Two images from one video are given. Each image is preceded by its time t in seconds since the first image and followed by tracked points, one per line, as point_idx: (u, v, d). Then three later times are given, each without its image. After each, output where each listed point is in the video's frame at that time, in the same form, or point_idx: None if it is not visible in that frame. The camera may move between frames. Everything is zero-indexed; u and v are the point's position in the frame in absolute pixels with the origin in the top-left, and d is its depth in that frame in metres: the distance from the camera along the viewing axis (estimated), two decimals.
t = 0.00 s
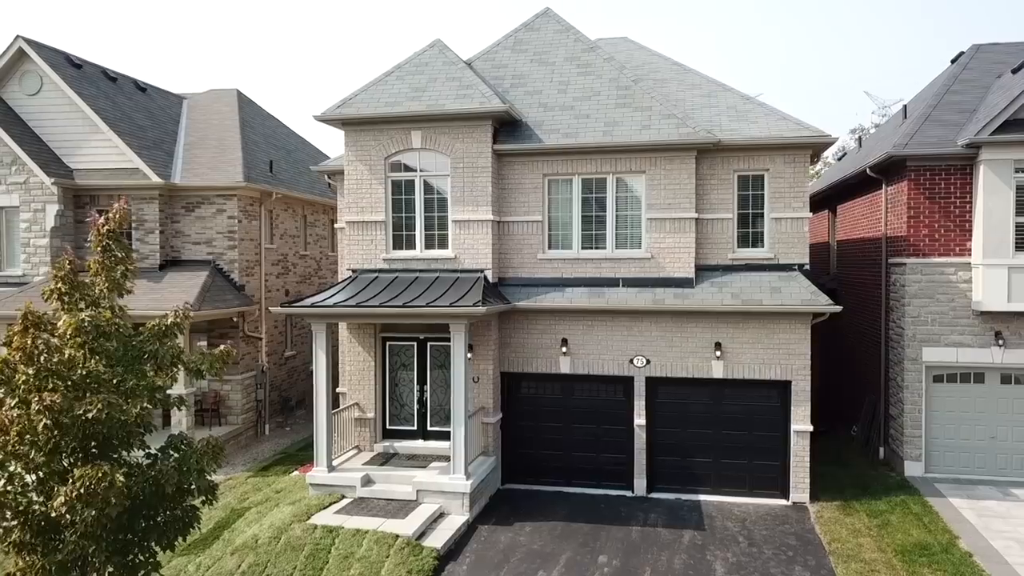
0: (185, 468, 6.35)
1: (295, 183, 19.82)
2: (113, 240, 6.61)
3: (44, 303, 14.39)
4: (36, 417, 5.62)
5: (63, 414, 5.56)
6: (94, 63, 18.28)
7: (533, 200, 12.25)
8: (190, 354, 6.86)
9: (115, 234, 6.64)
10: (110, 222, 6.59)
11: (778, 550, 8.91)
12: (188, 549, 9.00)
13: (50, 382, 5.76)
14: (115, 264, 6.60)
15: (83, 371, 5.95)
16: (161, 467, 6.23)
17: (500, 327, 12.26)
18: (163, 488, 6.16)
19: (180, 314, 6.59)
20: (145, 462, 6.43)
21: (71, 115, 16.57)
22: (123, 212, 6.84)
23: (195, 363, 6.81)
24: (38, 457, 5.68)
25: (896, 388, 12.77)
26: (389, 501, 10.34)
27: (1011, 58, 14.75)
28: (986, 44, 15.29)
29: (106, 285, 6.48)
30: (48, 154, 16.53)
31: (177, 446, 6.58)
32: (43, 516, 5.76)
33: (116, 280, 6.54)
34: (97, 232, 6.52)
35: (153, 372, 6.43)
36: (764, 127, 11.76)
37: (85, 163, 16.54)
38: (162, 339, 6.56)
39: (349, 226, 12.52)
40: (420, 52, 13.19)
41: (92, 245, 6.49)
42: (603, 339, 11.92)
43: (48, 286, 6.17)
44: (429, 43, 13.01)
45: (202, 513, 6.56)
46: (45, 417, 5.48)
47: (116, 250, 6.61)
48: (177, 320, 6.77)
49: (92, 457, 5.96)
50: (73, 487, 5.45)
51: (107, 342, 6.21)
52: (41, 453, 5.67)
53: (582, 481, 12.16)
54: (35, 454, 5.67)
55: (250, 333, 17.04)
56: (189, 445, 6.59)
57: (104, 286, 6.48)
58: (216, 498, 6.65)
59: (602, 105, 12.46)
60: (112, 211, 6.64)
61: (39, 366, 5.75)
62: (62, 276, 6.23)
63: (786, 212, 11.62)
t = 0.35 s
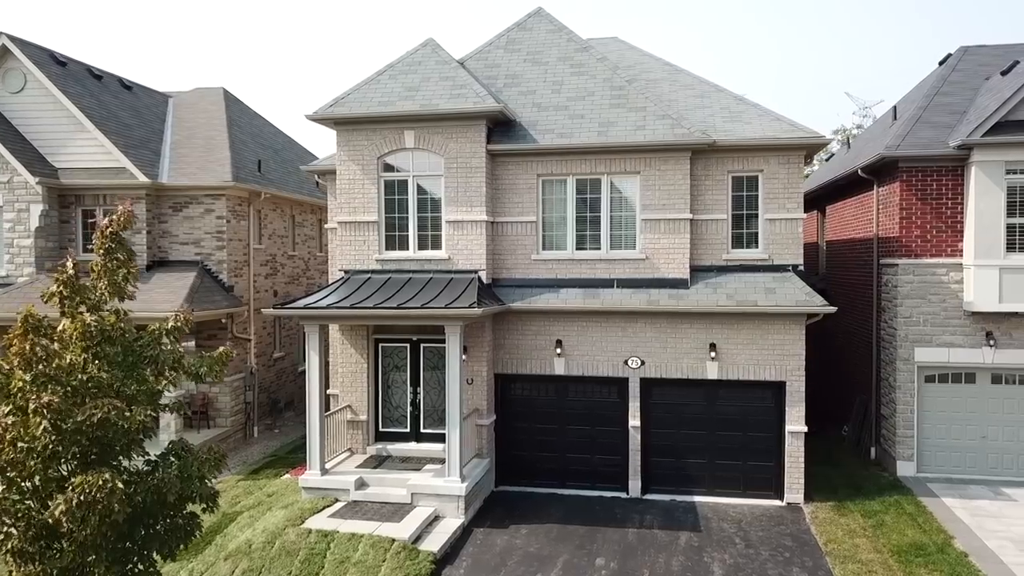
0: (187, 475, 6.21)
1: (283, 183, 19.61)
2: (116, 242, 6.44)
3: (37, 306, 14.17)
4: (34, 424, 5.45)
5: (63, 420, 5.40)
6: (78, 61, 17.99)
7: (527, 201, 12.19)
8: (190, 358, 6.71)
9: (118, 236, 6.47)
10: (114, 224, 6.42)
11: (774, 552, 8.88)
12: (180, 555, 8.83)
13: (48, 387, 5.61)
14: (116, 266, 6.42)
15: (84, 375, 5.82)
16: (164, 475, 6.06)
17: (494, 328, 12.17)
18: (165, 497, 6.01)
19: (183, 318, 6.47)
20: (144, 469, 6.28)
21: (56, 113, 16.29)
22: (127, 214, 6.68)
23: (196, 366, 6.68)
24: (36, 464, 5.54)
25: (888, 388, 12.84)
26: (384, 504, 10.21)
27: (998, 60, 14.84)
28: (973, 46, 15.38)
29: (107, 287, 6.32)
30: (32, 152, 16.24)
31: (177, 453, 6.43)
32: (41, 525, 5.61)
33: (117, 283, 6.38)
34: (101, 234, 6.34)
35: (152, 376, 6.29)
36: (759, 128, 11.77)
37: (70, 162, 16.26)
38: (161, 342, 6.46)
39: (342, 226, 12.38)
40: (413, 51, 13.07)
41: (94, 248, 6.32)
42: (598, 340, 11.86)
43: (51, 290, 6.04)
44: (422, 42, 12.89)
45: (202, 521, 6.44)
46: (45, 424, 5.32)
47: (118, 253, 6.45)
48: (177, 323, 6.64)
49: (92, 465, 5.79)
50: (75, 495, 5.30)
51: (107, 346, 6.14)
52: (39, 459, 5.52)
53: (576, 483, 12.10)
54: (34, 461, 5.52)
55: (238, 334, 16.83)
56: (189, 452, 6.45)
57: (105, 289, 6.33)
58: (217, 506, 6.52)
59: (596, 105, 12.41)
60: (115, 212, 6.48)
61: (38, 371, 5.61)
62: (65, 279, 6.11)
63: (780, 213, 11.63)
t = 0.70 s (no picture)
0: (189, 480, 6.09)
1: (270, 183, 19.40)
2: (116, 243, 6.29)
3: (39, 307, 14.05)
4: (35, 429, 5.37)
5: (65, 425, 5.30)
6: (61, 58, 17.69)
7: (520, 201, 12.14)
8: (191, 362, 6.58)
9: (119, 237, 6.32)
10: (115, 224, 6.27)
11: (769, 552, 8.89)
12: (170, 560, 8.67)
13: (51, 391, 5.55)
14: (116, 268, 6.28)
15: (86, 379, 5.77)
16: (166, 480, 5.95)
17: (486, 329, 12.11)
18: (168, 502, 5.90)
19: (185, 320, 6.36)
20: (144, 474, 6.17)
21: (39, 111, 16.00)
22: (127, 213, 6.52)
23: (196, 370, 6.54)
24: (36, 470, 5.41)
25: (877, 388, 12.93)
26: (377, 506, 10.11)
27: (983, 62, 14.98)
28: (959, 49, 15.50)
29: (107, 290, 6.19)
30: (14, 151, 15.94)
31: (177, 458, 6.29)
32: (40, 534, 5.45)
33: (118, 285, 6.24)
34: (102, 235, 6.18)
35: (154, 379, 6.20)
36: (750, 129, 11.80)
37: (53, 161, 15.98)
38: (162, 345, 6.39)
39: (332, 226, 12.26)
40: (404, 50, 12.97)
41: (95, 249, 6.17)
42: (590, 340, 11.83)
43: (51, 291, 5.92)
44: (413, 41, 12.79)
45: (203, 526, 6.31)
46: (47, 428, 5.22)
47: (118, 254, 6.30)
48: (179, 326, 6.52)
49: (94, 471, 5.69)
50: (77, 501, 5.20)
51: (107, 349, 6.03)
52: (39, 466, 5.38)
53: (569, 483, 12.06)
54: (33, 468, 5.39)
55: (225, 335, 16.62)
56: (190, 457, 6.32)
57: (104, 291, 6.20)
58: (217, 510, 6.41)
59: (588, 105, 12.39)
60: (117, 213, 6.34)
61: (39, 375, 5.55)
62: (65, 281, 5.99)
63: (772, 214, 11.67)
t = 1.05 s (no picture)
0: (191, 484, 5.97)
1: (256, 182, 19.21)
2: (117, 244, 6.17)
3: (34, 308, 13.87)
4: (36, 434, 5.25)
5: (68, 430, 5.19)
6: (42, 56, 17.41)
7: (511, 201, 12.11)
8: (190, 365, 6.52)
9: (120, 238, 6.20)
10: (116, 224, 6.14)
11: (761, 551, 8.94)
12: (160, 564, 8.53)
13: (53, 394, 5.43)
14: (117, 270, 6.16)
15: (87, 382, 5.67)
16: (168, 484, 5.87)
17: (477, 329, 12.06)
18: (170, 506, 5.83)
19: (188, 323, 6.28)
20: (144, 478, 6.07)
21: (20, 109, 15.73)
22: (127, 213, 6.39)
23: (196, 373, 6.46)
24: (36, 475, 5.29)
25: (864, 387, 13.05)
26: (369, 509, 10.02)
27: (966, 65, 15.18)
28: (942, 51, 15.68)
29: (108, 292, 6.08)
30: None
31: (177, 461, 6.19)
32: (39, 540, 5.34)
33: (119, 287, 6.13)
34: (103, 235, 6.05)
35: (154, 383, 6.12)
36: (741, 130, 11.86)
37: (35, 160, 15.71)
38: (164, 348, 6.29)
39: (322, 227, 12.16)
40: (394, 50, 12.89)
41: (96, 250, 6.04)
42: (582, 341, 11.83)
43: (52, 292, 5.81)
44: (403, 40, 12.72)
45: (203, 530, 6.22)
46: (51, 433, 5.11)
47: (119, 255, 6.18)
48: (182, 328, 6.46)
49: (95, 476, 5.59)
50: (80, 507, 5.10)
51: (109, 352, 5.92)
52: (39, 472, 5.28)
53: (560, 484, 12.05)
54: (33, 473, 5.27)
55: (212, 336, 16.42)
56: (191, 459, 6.21)
57: (105, 293, 6.09)
58: (218, 514, 6.30)
59: (579, 106, 12.40)
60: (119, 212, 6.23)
61: (42, 377, 5.42)
62: (66, 283, 5.87)
63: (762, 214, 11.75)
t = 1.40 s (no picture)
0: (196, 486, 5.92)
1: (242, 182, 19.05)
2: (119, 244, 6.10)
3: (18, 308, 13.64)
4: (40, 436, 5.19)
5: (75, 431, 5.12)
6: (24, 53, 17.13)
7: (502, 201, 12.11)
8: (191, 364, 6.46)
9: (121, 238, 6.12)
10: (118, 224, 6.07)
11: (753, 549, 9.01)
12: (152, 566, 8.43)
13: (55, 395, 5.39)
14: (118, 270, 6.09)
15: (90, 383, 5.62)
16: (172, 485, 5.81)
17: (469, 329, 12.04)
18: (175, 508, 5.79)
19: (191, 323, 6.22)
20: (146, 481, 6.01)
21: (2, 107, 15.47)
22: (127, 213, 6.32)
23: (197, 373, 6.39)
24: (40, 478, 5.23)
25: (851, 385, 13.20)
26: (361, 510, 9.96)
27: (948, 68, 15.39)
28: (924, 54, 15.89)
29: (110, 292, 6.01)
30: None
31: (180, 463, 6.14)
32: (42, 545, 5.27)
33: (120, 288, 6.05)
34: (105, 235, 5.98)
35: (157, 383, 6.05)
36: (730, 131, 11.95)
37: (18, 158, 15.46)
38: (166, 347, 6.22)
39: (312, 226, 12.08)
40: (383, 49, 12.83)
41: (97, 250, 5.96)
42: (573, 340, 11.84)
43: (54, 292, 5.72)
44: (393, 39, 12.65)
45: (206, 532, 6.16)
46: (59, 436, 5.00)
47: (120, 255, 6.11)
48: (184, 328, 6.39)
49: (98, 478, 5.54)
50: (86, 508, 5.06)
51: (111, 353, 5.86)
52: (42, 474, 5.21)
53: (552, 484, 12.06)
54: (36, 475, 5.22)
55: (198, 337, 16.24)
56: (194, 461, 6.16)
57: (106, 292, 6.01)
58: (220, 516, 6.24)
59: (570, 106, 12.42)
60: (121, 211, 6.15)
61: (45, 379, 5.35)
62: (68, 282, 5.78)
63: (751, 215, 11.84)
